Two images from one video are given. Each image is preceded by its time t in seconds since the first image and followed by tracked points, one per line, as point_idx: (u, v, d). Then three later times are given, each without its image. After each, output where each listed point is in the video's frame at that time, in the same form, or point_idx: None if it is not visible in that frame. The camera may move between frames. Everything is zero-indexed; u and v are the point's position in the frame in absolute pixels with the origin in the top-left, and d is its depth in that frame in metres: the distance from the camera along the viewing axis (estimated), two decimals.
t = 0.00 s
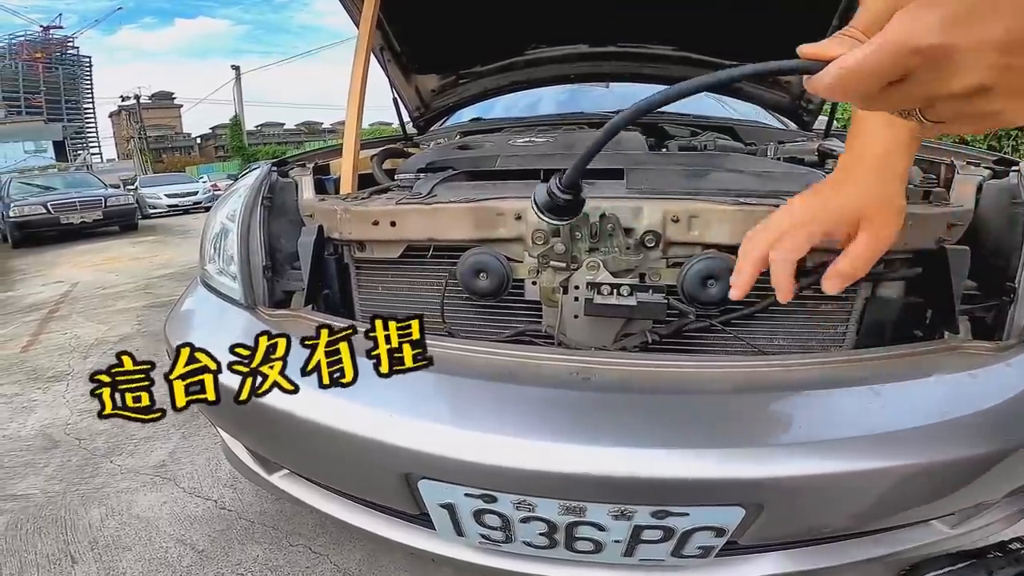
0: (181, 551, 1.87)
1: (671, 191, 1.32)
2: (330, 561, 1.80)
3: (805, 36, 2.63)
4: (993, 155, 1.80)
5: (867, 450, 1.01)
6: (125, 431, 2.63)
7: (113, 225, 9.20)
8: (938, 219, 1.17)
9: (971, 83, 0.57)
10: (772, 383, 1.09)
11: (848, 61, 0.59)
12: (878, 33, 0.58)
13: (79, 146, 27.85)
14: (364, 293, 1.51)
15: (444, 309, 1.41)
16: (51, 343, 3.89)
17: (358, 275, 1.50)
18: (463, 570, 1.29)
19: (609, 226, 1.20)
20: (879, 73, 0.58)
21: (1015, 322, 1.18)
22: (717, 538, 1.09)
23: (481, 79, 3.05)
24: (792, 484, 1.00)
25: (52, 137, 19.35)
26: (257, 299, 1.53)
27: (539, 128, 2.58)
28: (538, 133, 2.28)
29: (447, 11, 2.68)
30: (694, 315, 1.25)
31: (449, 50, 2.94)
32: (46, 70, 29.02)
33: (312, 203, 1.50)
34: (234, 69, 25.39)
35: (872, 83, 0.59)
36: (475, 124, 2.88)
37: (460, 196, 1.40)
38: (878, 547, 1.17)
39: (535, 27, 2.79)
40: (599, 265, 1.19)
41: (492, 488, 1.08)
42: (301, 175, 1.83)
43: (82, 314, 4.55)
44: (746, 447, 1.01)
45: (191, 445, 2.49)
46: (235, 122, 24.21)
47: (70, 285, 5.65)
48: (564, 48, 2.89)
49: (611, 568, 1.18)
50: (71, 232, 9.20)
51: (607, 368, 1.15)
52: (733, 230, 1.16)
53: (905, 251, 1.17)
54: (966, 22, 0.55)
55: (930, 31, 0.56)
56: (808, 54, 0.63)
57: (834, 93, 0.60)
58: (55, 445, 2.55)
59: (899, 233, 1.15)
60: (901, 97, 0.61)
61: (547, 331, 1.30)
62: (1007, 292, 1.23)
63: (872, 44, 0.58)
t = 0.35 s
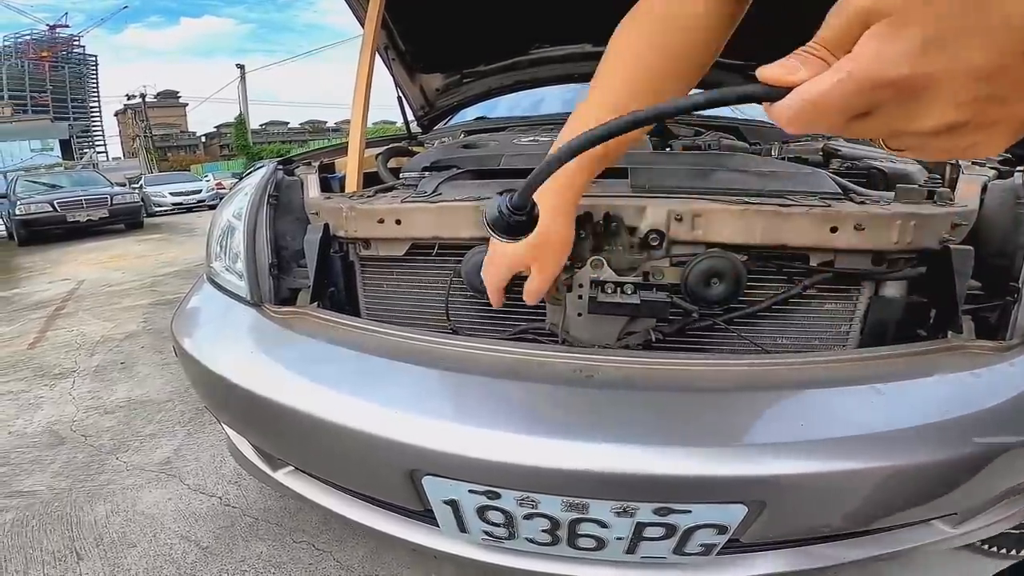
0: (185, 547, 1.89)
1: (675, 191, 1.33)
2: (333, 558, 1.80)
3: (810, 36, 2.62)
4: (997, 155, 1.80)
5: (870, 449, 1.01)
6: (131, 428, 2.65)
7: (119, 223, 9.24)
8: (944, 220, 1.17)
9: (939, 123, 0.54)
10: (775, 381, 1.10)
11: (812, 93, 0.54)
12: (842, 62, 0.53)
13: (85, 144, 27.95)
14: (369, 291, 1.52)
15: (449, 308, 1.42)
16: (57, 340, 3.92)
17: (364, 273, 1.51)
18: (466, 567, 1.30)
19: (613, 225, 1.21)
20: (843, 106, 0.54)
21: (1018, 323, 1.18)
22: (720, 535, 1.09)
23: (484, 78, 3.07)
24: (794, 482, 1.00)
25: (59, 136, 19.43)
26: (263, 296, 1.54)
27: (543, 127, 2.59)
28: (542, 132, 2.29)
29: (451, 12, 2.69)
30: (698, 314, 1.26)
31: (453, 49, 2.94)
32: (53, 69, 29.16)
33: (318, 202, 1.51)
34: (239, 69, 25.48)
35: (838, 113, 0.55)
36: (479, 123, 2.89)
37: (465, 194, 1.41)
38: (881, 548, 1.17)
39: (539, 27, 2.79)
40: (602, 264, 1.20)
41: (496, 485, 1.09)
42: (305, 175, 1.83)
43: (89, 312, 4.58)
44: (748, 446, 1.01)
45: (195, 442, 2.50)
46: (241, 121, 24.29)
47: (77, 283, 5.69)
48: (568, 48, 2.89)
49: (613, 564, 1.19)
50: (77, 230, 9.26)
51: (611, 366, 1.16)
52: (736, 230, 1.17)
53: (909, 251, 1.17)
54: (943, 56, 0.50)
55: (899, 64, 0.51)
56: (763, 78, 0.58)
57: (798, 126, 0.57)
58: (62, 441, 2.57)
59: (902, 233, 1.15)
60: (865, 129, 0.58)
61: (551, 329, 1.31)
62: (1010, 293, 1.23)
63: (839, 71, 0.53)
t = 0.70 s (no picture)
0: (190, 545, 1.89)
1: (680, 191, 1.33)
2: (337, 556, 1.81)
3: (815, 35, 2.62)
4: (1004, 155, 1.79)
5: (875, 450, 1.01)
6: (136, 426, 2.66)
7: (124, 222, 9.27)
8: (950, 220, 1.15)
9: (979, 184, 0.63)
10: (780, 381, 1.10)
11: (865, 155, 0.63)
12: (893, 127, 0.61)
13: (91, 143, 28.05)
14: (374, 290, 1.52)
15: (454, 307, 1.42)
16: (63, 338, 3.93)
17: (368, 272, 1.51)
18: (470, 565, 1.30)
19: (618, 224, 1.20)
20: (892, 170, 0.62)
21: None
22: (724, 535, 1.09)
23: (489, 77, 3.07)
24: (798, 482, 1.00)
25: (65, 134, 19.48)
26: (268, 295, 1.54)
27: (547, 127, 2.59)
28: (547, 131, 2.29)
29: (456, 12, 2.69)
30: (703, 313, 1.25)
31: (458, 49, 2.94)
32: (59, 68, 29.28)
33: (323, 201, 1.52)
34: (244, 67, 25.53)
35: (886, 175, 0.63)
36: (484, 123, 2.89)
37: (470, 193, 1.41)
38: (886, 549, 1.17)
39: (543, 27, 2.80)
40: (607, 263, 1.20)
41: (500, 484, 1.09)
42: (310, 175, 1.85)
43: (94, 310, 4.60)
44: (753, 446, 1.01)
45: (200, 440, 2.51)
46: (245, 120, 24.33)
47: (82, 281, 5.72)
48: (572, 47, 2.89)
49: (617, 564, 1.19)
50: (82, 229, 9.30)
51: (616, 366, 1.16)
52: (740, 231, 1.17)
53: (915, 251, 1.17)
54: (985, 128, 0.59)
55: (946, 134, 0.60)
56: (814, 138, 0.66)
57: (847, 188, 0.65)
58: (67, 439, 2.58)
59: (908, 233, 1.15)
60: (906, 187, 0.66)
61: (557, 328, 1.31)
62: (1017, 293, 1.23)
63: (891, 137, 0.61)
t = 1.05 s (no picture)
0: (194, 547, 1.88)
1: (689, 188, 1.32)
2: (342, 558, 1.80)
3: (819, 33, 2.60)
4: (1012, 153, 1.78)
5: (890, 450, 1.00)
6: (138, 426, 2.65)
7: (124, 222, 9.25)
8: (961, 218, 1.15)
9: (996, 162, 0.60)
10: (793, 380, 1.09)
11: (884, 132, 0.59)
12: (914, 107, 0.58)
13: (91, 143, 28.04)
14: (379, 288, 1.51)
15: (460, 306, 1.41)
16: (64, 338, 3.92)
17: (373, 271, 1.50)
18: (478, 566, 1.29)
19: (627, 221, 1.19)
20: (913, 147, 0.59)
21: None
22: (737, 534, 1.08)
23: (491, 75, 3.06)
24: (812, 482, 0.99)
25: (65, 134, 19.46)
26: (273, 293, 1.53)
27: (551, 125, 2.57)
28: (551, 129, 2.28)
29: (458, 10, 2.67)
30: (713, 311, 1.25)
31: (460, 47, 2.93)
32: (58, 68, 29.26)
33: (327, 199, 1.51)
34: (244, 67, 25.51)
35: (904, 154, 0.60)
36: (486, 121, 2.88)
37: (476, 191, 1.40)
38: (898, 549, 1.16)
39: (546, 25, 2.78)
40: (616, 260, 1.19)
41: (510, 485, 1.08)
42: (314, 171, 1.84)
43: (95, 310, 4.59)
44: (767, 445, 1.00)
45: (203, 440, 2.50)
46: (245, 120, 24.32)
47: (84, 280, 5.71)
48: (575, 45, 2.89)
49: (627, 564, 1.18)
50: (83, 229, 9.29)
51: (625, 364, 1.15)
52: (750, 228, 1.16)
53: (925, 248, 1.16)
54: (1001, 109, 0.57)
55: (966, 113, 0.57)
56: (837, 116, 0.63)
57: (869, 165, 0.61)
58: (69, 440, 2.57)
59: (920, 230, 1.14)
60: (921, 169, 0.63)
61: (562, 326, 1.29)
62: None
63: (911, 115, 0.58)
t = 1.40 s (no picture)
0: (196, 554, 1.83)
1: (713, 185, 1.27)
2: (349, 565, 1.76)
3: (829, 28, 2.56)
4: None
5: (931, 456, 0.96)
6: (135, 429, 2.59)
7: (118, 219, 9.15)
8: (994, 216, 1.11)
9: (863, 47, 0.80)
10: (830, 385, 1.04)
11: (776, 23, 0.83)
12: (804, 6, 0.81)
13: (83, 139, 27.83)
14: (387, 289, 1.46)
15: (474, 308, 1.36)
16: (57, 338, 3.85)
17: (382, 271, 1.45)
18: None
19: (653, 220, 1.15)
20: (798, 35, 0.82)
21: None
22: (771, 544, 1.04)
23: (496, 70, 3.00)
24: (853, 490, 0.95)
25: (57, 131, 19.30)
26: (275, 293, 1.48)
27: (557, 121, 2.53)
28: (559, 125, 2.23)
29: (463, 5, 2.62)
30: (740, 314, 1.20)
31: (464, 42, 2.87)
32: (50, 63, 29.01)
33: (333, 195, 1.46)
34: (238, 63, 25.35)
35: (794, 41, 0.83)
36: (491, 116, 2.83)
37: (490, 188, 1.35)
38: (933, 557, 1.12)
39: (552, 19, 2.73)
40: (639, 262, 1.14)
41: (538, 498, 1.03)
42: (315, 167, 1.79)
43: (88, 309, 4.51)
44: (806, 453, 0.96)
45: (202, 443, 2.45)
46: (239, 116, 24.18)
47: (77, 279, 5.63)
48: (581, 40, 2.83)
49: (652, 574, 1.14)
50: (76, 226, 9.19)
51: (653, 369, 1.09)
52: (778, 228, 1.12)
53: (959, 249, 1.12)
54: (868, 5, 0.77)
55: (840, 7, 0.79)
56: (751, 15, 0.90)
57: (766, 48, 0.85)
58: (65, 443, 2.51)
59: (955, 230, 1.10)
60: (817, 58, 0.85)
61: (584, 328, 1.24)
62: None
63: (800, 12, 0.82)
